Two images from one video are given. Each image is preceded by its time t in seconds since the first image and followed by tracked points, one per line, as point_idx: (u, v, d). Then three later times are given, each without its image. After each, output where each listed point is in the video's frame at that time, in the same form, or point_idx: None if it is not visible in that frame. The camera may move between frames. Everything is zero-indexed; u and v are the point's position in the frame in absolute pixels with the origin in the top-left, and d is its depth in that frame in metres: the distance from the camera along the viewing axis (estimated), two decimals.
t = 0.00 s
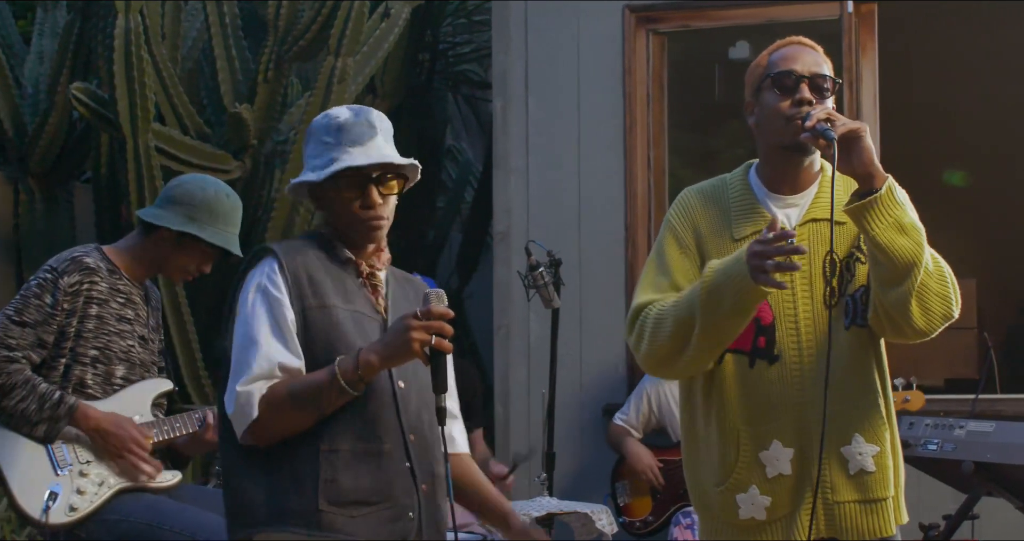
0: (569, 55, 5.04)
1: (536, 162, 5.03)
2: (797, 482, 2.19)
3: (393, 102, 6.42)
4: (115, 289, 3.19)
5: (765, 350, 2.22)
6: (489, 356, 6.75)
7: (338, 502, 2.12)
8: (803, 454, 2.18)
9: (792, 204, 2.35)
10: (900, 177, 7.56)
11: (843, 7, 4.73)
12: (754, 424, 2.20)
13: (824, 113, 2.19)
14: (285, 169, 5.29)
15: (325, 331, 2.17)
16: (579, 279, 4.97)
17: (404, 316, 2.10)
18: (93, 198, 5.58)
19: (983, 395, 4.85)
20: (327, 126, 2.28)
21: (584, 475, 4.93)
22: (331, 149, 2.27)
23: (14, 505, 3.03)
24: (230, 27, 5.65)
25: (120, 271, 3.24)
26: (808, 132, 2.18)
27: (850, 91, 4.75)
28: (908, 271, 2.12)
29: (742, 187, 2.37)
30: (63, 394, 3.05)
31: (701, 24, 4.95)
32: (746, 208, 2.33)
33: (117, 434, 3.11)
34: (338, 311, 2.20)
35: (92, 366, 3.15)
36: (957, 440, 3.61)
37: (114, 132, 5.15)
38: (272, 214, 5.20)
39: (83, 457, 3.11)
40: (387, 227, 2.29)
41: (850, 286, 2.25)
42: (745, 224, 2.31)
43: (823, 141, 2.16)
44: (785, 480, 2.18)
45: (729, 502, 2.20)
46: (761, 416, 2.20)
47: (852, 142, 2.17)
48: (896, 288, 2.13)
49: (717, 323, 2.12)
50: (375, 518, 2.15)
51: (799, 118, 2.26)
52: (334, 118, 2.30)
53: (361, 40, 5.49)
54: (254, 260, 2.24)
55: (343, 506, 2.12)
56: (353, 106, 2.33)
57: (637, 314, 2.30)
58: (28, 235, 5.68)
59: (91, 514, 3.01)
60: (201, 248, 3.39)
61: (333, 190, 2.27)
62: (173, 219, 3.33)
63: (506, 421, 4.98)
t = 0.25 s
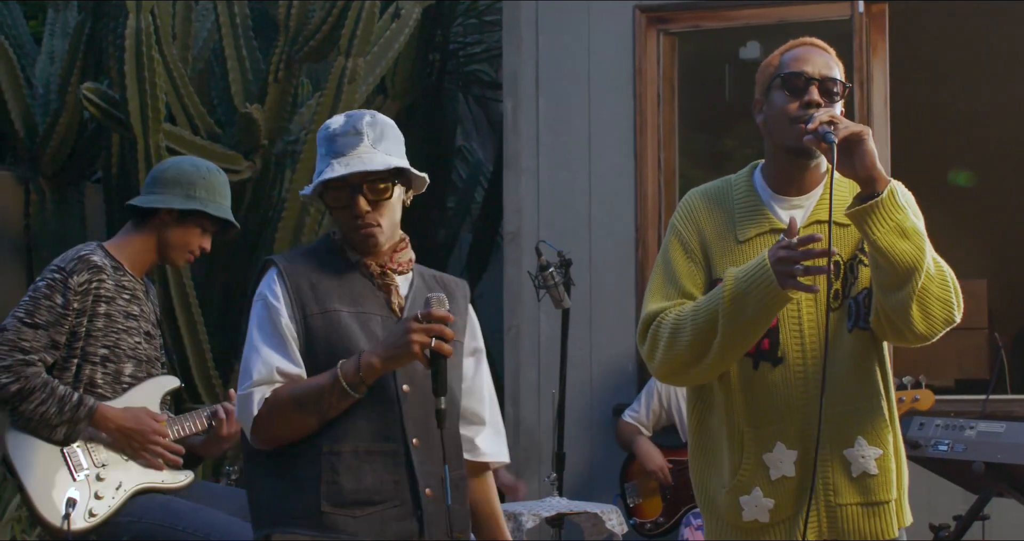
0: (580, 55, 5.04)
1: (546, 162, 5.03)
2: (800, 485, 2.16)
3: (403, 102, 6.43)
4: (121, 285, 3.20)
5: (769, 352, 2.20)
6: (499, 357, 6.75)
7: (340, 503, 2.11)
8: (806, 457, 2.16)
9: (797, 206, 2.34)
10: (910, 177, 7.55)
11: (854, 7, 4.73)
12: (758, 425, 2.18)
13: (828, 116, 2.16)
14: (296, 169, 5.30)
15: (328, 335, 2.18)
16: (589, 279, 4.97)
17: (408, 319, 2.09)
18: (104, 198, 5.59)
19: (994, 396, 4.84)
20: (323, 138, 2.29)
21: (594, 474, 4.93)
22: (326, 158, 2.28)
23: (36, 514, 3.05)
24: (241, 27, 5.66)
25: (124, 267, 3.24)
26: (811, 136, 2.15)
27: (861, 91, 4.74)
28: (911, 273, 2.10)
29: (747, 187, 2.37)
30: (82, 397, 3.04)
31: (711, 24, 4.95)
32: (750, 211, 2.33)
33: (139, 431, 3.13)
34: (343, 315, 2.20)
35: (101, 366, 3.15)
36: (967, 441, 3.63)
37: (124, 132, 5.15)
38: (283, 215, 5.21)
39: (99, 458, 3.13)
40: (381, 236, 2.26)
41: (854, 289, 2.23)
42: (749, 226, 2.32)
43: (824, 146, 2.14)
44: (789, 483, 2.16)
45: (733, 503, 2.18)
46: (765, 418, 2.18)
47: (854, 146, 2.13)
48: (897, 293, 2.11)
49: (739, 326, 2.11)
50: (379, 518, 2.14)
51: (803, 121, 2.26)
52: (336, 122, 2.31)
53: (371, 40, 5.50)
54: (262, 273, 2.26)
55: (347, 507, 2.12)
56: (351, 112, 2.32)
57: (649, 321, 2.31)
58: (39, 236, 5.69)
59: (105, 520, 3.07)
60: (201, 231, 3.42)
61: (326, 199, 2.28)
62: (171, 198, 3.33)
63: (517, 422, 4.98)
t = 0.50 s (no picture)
0: (589, 55, 5.03)
1: (556, 163, 5.03)
2: (798, 487, 2.15)
3: (413, 103, 6.44)
4: (122, 287, 3.20)
5: (769, 353, 2.18)
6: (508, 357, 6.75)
7: (354, 500, 2.05)
8: (806, 458, 2.15)
9: (801, 207, 2.34)
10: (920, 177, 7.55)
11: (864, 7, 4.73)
12: (757, 426, 2.17)
13: (832, 117, 2.16)
14: (306, 169, 5.30)
15: (342, 332, 2.13)
16: (598, 279, 4.97)
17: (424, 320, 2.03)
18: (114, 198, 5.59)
19: (1004, 395, 4.83)
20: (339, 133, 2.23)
21: (604, 475, 4.92)
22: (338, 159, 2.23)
23: (34, 519, 3.00)
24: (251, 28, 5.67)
25: (125, 269, 3.26)
26: (814, 135, 2.15)
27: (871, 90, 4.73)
28: (914, 274, 2.10)
29: (751, 187, 2.37)
30: (86, 402, 3.03)
31: (722, 24, 4.96)
32: (753, 210, 2.33)
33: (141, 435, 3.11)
34: (357, 313, 2.15)
35: (103, 368, 3.14)
36: (978, 441, 3.63)
37: (134, 133, 5.16)
38: (292, 216, 5.21)
39: (98, 463, 3.09)
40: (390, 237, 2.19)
41: (856, 290, 2.22)
42: (752, 226, 2.31)
43: (829, 146, 2.13)
44: (787, 483, 2.14)
45: (731, 503, 2.17)
46: (764, 419, 2.17)
47: (859, 147, 2.14)
48: (899, 295, 2.10)
49: (726, 320, 2.08)
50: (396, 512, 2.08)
51: (809, 120, 2.25)
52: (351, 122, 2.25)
53: (381, 40, 5.50)
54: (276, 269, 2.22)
55: (363, 502, 2.05)
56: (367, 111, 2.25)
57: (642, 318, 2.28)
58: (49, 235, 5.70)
59: (106, 525, 3.03)
60: (202, 230, 3.41)
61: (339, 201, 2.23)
62: (173, 200, 3.32)
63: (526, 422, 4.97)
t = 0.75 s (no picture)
0: (592, 55, 5.04)
1: (560, 163, 5.03)
2: (794, 487, 2.25)
3: (417, 103, 6.43)
4: (119, 289, 3.27)
5: (766, 354, 2.28)
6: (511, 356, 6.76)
7: (382, 505, 2.17)
8: (801, 459, 2.24)
9: (801, 208, 2.38)
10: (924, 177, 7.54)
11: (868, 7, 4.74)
12: (754, 427, 2.27)
13: (834, 119, 2.24)
14: (310, 170, 5.30)
15: (356, 332, 2.20)
16: (602, 279, 4.97)
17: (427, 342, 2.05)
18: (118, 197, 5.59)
19: (1007, 396, 4.83)
20: (388, 129, 2.29)
21: (608, 473, 4.93)
22: (386, 152, 2.28)
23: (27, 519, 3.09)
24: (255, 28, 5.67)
25: (125, 271, 3.32)
26: (816, 136, 2.23)
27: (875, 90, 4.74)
28: (913, 278, 2.17)
29: (750, 186, 2.42)
30: (74, 405, 3.11)
31: (726, 24, 4.98)
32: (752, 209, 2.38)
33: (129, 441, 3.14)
34: (370, 312, 2.23)
35: (99, 370, 3.22)
36: (981, 441, 3.64)
37: (138, 133, 5.16)
38: (296, 216, 5.20)
39: (93, 466, 3.15)
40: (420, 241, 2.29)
41: (855, 292, 2.31)
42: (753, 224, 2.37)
43: (830, 146, 2.20)
44: (782, 484, 2.24)
45: (727, 502, 2.27)
46: (760, 421, 2.27)
47: (859, 149, 2.20)
48: (897, 298, 2.18)
49: (710, 309, 2.16)
50: (418, 516, 2.19)
51: (812, 122, 2.30)
52: (392, 120, 2.31)
53: (385, 40, 5.50)
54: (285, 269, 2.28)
55: (388, 507, 2.17)
56: (416, 113, 2.33)
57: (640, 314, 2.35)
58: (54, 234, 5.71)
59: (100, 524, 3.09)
60: (205, 249, 3.41)
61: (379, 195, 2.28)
62: (173, 216, 3.34)
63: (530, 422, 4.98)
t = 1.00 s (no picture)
0: (592, 54, 5.03)
1: (559, 162, 5.03)
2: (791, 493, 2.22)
3: (417, 103, 6.44)
4: (120, 287, 3.30)
5: (767, 360, 2.23)
6: (511, 356, 6.75)
7: (397, 523, 2.20)
8: (801, 466, 2.21)
9: (801, 213, 2.35)
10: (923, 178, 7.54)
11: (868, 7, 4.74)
12: (754, 431, 2.23)
13: (839, 128, 2.21)
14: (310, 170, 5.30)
15: (366, 350, 2.21)
16: (602, 280, 4.97)
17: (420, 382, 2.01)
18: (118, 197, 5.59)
19: (1007, 396, 4.83)
20: (436, 142, 2.30)
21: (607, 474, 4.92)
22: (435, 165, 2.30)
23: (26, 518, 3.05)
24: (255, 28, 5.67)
25: (127, 269, 3.34)
26: (821, 145, 2.19)
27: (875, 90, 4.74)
28: (917, 287, 2.15)
29: (749, 192, 2.39)
30: (63, 398, 3.09)
31: (726, 25, 4.97)
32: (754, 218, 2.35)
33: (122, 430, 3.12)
34: (377, 330, 2.24)
35: (102, 368, 3.23)
36: (981, 441, 3.63)
37: (138, 132, 5.16)
38: (295, 216, 5.20)
39: (91, 461, 3.12)
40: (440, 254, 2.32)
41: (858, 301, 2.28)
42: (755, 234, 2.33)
43: (836, 156, 2.17)
44: (782, 491, 2.21)
45: (724, 509, 2.22)
46: (761, 426, 2.23)
47: (865, 158, 2.17)
48: (901, 307, 2.16)
49: (706, 337, 2.10)
50: (433, 531, 2.24)
51: (814, 132, 2.27)
52: (441, 135, 2.33)
53: (384, 40, 5.49)
54: (286, 290, 2.26)
55: (402, 525, 2.20)
56: (446, 129, 2.36)
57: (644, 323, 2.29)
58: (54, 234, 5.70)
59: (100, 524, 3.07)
60: (199, 238, 3.41)
61: (424, 207, 2.28)
62: (158, 209, 3.35)
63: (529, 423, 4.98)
